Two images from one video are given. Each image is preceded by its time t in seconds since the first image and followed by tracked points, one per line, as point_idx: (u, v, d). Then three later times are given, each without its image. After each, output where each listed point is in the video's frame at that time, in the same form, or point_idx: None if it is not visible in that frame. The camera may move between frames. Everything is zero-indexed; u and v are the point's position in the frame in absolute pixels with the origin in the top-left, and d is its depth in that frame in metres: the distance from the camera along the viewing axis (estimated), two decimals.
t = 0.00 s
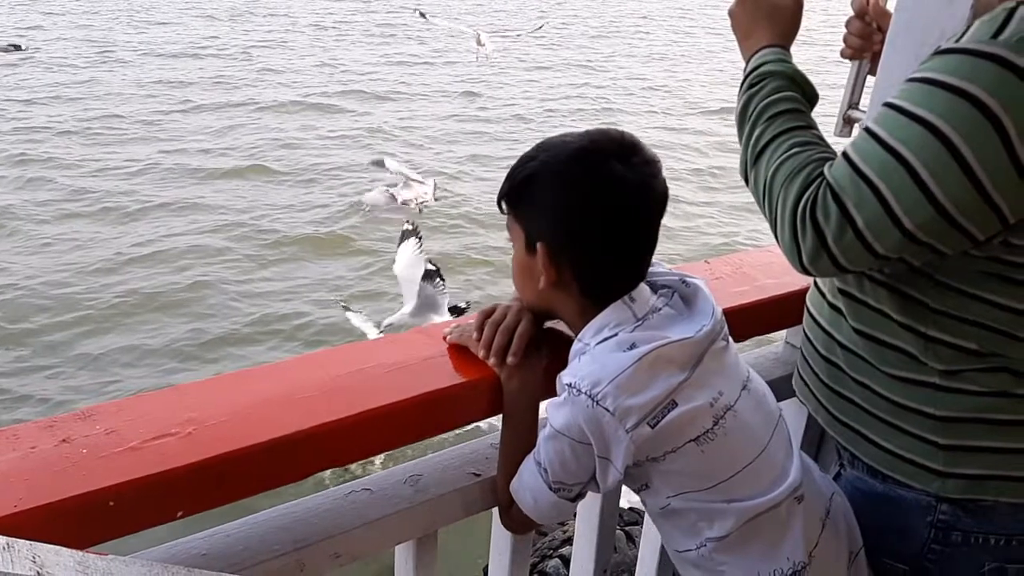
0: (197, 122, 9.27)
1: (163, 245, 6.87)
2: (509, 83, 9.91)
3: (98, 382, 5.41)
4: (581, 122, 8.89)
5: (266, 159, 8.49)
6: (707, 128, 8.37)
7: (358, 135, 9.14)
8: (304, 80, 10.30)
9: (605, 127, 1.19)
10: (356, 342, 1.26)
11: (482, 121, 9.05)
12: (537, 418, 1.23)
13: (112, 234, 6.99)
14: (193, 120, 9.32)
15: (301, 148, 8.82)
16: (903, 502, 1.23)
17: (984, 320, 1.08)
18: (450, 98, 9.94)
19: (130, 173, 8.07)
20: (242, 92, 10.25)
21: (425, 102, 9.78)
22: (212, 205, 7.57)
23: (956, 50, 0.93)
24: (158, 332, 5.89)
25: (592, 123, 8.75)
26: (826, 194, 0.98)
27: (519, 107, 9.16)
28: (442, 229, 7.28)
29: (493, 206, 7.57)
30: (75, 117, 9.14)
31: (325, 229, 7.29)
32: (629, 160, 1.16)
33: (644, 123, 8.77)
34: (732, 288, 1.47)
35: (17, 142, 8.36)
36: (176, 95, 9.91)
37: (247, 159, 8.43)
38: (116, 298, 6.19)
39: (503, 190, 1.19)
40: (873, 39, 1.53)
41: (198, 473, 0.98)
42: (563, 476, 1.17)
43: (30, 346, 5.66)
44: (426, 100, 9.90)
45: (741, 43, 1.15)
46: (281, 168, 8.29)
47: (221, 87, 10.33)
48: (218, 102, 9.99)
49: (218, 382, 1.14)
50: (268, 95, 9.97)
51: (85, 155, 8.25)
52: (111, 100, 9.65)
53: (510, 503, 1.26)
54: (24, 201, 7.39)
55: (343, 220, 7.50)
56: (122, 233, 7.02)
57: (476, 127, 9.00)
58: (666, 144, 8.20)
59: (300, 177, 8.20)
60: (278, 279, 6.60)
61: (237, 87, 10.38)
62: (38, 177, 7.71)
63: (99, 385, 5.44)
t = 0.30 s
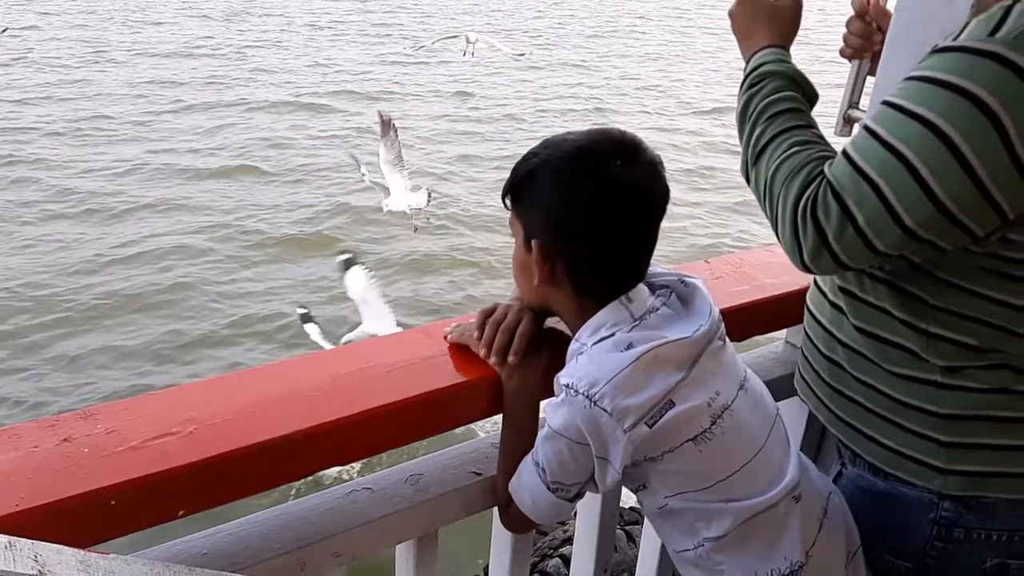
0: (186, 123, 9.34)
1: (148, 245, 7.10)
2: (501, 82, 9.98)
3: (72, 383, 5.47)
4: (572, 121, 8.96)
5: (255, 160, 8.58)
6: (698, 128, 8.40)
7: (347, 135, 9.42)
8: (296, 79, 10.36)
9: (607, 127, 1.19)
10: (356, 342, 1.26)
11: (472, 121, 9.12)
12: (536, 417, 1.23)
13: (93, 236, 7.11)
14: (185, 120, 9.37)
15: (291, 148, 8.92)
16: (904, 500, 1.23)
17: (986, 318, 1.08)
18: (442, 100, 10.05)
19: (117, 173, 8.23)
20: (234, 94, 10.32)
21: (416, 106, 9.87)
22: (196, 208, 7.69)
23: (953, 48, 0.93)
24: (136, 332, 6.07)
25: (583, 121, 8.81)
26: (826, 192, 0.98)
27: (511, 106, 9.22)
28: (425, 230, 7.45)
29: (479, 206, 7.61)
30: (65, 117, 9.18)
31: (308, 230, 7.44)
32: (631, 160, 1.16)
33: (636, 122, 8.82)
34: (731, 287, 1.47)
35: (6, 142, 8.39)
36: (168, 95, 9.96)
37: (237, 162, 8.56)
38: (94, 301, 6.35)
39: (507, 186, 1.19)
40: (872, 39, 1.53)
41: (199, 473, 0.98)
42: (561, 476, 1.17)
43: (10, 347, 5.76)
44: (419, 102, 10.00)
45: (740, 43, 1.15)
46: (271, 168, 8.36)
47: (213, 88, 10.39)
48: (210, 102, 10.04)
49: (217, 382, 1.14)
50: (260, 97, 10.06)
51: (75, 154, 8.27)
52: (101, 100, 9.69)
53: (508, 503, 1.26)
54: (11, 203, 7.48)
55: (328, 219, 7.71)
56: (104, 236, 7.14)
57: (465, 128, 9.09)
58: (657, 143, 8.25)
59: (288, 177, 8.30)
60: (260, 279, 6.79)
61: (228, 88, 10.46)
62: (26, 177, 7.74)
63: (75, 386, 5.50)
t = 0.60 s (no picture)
0: (177, 124, 9.31)
1: (132, 246, 7.02)
2: (493, 84, 9.99)
3: (49, 387, 5.33)
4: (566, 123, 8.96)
5: (245, 161, 8.55)
6: (690, 129, 8.41)
7: (336, 136, 9.31)
8: (289, 79, 10.35)
9: (606, 127, 1.19)
10: (355, 343, 1.26)
11: (465, 123, 9.13)
12: (534, 417, 1.23)
13: (74, 236, 6.97)
14: (176, 121, 9.34)
15: (281, 149, 8.89)
16: (904, 499, 1.23)
17: (985, 316, 1.08)
18: (434, 101, 10.05)
19: (104, 174, 8.15)
20: (226, 95, 10.30)
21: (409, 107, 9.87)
22: (182, 209, 7.63)
23: (951, 47, 0.93)
24: (115, 334, 5.88)
25: (576, 122, 8.82)
26: (825, 191, 0.98)
27: (503, 107, 9.23)
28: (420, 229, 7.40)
29: (467, 209, 7.59)
30: (53, 116, 9.13)
31: (294, 232, 7.31)
32: (629, 160, 1.16)
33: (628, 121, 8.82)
34: (730, 287, 1.48)
35: None
36: (160, 96, 9.95)
37: (227, 162, 8.51)
38: (72, 301, 6.17)
39: (507, 186, 1.20)
40: (870, 39, 1.54)
41: (199, 474, 0.98)
42: (557, 476, 1.17)
43: None
44: (412, 103, 10.00)
45: (740, 44, 1.15)
46: (261, 169, 8.34)
47: (205, 88, 10.37)
48: (202, 102, 10.01)
49: (217, 382, 1.13)
50: (253, 98, 10.06)
51: (63, 154, 8.23)
52: (91, 100, 9.65)
53: (506, 504, 1.26)
54: None
55: (314, 220, 7.57)
56: (88, 234, 7.04)
57: (458, 130, 9.09)
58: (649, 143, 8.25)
59: (277, 177, 8.28)
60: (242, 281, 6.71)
61: (220, 89, 10.44)
62: (13, 179, 7.71)
63: (51, 390, 5.37)
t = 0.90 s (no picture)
0: (163, 125, 9.28)
1: (108, 247, 6.93)
2: (481, 86, 9.98)
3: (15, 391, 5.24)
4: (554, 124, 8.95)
5: (229, 163, 8.50)
6: (679, 131, 8.41)
7: (321, 136, 9.10)
8: (277, 81, 10.33)
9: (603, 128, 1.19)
10: (352, 343, 1.26)
11: (454, 126, 9.12)
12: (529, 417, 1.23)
13: (48, 240, 6.92)
14: (163, 123, 9.31)
15: (266, 149, 8.84)
16: (902, 499, 1.23)
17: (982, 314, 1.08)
18: (422, 100, 10.02)
19: (86, 174, 8.11)
20: (213, 95, 10.27)
21: (396, 108, 9.85)
22: (160, 211, 7.58)
23: (947, 48, 0.94)
24: (83, 335, 5.75)
25: (565, 123, 8.81)
26: (822, 190, 0.98)
27: (492, 109, 9.22)
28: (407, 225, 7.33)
29: (451, 210, 7.56)
30: (37, 117, 9.09)
31: (272, 234, 7.20)
32: (625, 160, 1.16)
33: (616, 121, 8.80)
34: (728, 287, 1.48)
35: None
36: (148, 98, 9.93)
37: (211, 162, 8.46)
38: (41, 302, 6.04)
39: (503, 186, 1.20)
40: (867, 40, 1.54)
41: (197, 474, 0.98)
42: (549, 475, 1.17)
43: None
44: (400, 104, 9.98)
45: (738, 46, 1.15)
46: (246, 171, 8.32)
47: (191, 88, 10.34)
48: (188, 101, 9.98)
49: (215, 384, 1.13)
50: (240, 101, 10.04)
51: (45, 155, 8.19)
52: (77, 100, 9.60)
53: (500, 506, 1.26)
54: None
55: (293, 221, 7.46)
56: (65, 235, 6.98)
57: (446, 133, 9.08)
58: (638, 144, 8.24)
59: (262, 178, 8.26)
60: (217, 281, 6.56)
61: (208, 89, 10.40)
62: None
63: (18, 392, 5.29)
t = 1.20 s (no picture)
0: (150, 127, 9.28)
1: (91, 248, 6.92)
2: (470, 88, 9.99)
3: None
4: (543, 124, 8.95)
5: (216, 164, 8.49)
6: (668, 132, 8.42)
7: (309, 138, 9.07)
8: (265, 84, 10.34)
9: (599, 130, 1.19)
10: (350, 345, 1.26)
11: (442, 128, 9.13)
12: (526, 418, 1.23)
13: (30, 241, 6.92)
14: (151, 125, 9.32)
15: (253, 150, 8.85)
16: (899, 499, 1.23)
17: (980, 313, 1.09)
18: (411, 101, 10.03)
19: (70, 176, 8.11)
20: (201, 95, 10.27)
21: (385, 110, 9.86)
22: (145, 212, 7.58)
23: (943, 49, 0.94)
24: (59, 336, 5.74)
25: (555, 124, 8.82)
26: (820, 191, 0.99)
27: (482, 112, 9.24)
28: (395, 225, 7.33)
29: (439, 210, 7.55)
30: (25, 119, 9.10)
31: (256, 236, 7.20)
32: (621, 161, 1.16)
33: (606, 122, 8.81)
34: (726, 290, 1.48)
35: None
36: (137, 100, 9.94)
37: (197, 163, 8.46)
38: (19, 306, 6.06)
39: (500, 187, 1.20)
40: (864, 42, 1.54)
41: (195, 476, 0.98)
42: (543, 476, 1.17)
43: None
44: (389, 106, 10.00)
45: (735, 47, 1.15)
46: (233, 173, 8.32)
47: (180, 89, 10.34)
48: (177, 102, 9.98)
49: (212, 385, 1.13)
50: (229, 102, 10.05)
51: (32, 158, 8.20)
52: (65, 101, 9.60)
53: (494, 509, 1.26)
54: None
55: (278, 222, 7.46)
56: (47, 237, 6.97)
57: (434, 134, 9.08)
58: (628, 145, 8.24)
59: (250, 179, 8.26)
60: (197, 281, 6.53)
61: (197, 89, 10.41)
62: None
63: None
